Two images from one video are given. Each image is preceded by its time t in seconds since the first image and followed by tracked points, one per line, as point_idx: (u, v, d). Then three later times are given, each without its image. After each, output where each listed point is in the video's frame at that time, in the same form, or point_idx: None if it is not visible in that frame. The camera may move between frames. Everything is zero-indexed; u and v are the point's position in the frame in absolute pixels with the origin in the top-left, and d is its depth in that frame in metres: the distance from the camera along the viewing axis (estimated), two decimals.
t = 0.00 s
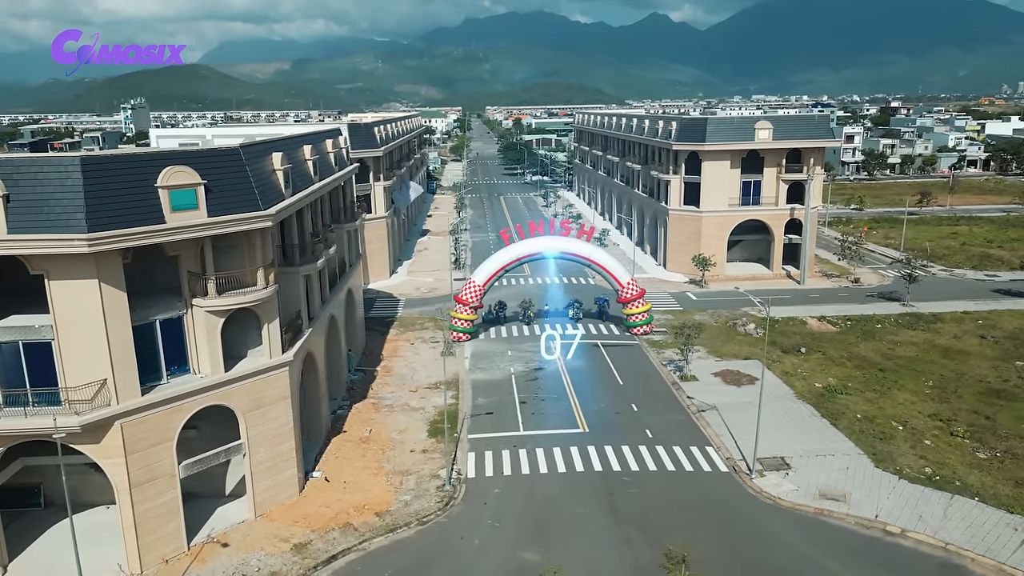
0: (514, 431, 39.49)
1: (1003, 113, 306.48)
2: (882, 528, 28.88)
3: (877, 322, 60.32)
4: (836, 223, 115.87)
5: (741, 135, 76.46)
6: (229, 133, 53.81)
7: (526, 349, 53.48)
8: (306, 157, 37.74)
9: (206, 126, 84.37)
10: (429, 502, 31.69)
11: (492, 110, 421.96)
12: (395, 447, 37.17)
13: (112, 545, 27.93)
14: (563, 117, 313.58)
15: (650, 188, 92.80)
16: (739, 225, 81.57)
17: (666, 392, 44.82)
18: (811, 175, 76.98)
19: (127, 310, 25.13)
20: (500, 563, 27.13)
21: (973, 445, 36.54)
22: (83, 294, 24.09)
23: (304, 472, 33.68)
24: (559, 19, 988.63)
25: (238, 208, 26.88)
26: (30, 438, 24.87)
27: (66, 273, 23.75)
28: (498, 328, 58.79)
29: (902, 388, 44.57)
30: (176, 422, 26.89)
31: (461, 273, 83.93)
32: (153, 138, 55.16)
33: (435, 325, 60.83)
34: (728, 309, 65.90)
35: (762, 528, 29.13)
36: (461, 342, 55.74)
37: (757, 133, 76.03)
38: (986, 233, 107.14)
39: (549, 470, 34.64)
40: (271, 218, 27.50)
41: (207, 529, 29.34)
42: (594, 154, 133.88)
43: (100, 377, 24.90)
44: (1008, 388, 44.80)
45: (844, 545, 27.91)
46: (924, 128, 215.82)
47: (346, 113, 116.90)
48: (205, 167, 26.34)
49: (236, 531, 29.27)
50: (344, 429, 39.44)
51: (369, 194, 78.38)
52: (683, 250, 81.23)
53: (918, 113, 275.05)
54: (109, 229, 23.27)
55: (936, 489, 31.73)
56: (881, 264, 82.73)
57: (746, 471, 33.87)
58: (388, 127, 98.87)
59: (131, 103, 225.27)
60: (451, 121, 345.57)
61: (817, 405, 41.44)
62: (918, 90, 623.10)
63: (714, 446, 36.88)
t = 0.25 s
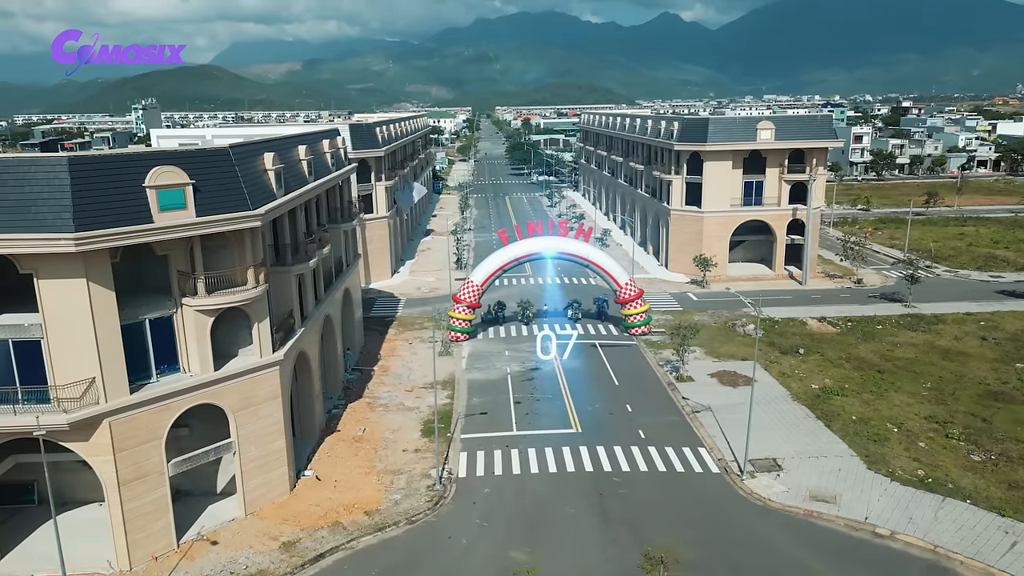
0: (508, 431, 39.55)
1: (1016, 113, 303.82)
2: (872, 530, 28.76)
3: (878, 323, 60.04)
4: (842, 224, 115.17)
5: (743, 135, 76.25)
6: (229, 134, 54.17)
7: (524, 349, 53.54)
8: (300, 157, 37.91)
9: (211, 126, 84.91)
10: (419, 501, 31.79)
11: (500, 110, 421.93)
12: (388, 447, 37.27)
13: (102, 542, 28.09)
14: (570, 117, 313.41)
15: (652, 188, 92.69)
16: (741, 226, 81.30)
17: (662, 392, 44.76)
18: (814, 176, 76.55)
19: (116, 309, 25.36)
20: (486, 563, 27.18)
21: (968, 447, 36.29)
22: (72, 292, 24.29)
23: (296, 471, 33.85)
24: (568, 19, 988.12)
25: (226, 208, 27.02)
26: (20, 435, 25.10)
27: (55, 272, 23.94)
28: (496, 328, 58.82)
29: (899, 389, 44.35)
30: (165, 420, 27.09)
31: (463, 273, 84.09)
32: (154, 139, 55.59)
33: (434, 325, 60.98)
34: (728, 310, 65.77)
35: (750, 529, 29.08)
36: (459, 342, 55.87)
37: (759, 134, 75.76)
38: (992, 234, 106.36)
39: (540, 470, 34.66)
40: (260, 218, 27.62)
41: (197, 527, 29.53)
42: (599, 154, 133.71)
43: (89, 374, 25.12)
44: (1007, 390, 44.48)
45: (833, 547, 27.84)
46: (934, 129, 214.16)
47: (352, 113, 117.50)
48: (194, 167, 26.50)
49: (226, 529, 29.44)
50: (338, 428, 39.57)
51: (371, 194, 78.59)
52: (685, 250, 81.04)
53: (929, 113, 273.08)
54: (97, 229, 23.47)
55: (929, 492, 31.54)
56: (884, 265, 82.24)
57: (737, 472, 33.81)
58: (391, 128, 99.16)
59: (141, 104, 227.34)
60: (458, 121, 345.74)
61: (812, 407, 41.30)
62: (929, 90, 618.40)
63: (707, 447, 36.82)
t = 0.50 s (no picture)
0: (501, 430, 39.60)
1: None
2: (860, 532, 28.64)
3: (878, 324, 59.70)
4: (848, 224, 114.54)
5: (745, 135, 76.00)
6: (228, 134, 54.51)
7: (521, 349, 53.57)
8: (295, 157, 38.16)
9: (214, 126, 85.30)
10: (409, 500, 31.90)
11: (508, 110, 421.64)
12: (381, 446, 37.40)
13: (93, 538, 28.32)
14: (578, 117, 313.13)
15: (655, 188, 92.52)
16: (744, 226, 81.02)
17: (657, 393, 44.70)
18: (816, 176, 76.18)
19: (105, 308, 25.60)
20: (472, 562, 27.24)
21: (963, 449, 36.06)
22: (60, 291, 24.55)
23: (288, 470, 34.04)
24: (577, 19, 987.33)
25: (215, 208, 27.23)
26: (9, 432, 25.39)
27: (43, 271, 24.22)
28: (495, 328, 58.88)
29: (896, 390, 44.13)
30: (155, 418, 27.32)
31: (465, 273, 84.19)
32: (155, 139, 55.98)
33: (433, 325, 61.13)
34: (729, 310, 65.58)
35: (738, 530, 29.04)
36: (457, 342, 55.99)
37: (761, 133, 75.47)
38: (999, 235, 105.47)
39: (531, 470, 34.70)
40: (248, 218, 27.80)
41: (187, 525, 29.73)
42: (604, 154, 133.51)
43: (78, 372, 25.38)
44: (1006, 392, 44.15)
45: (820, 549, 27.75)
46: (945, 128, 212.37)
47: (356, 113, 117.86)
48: (182, 167, 26.70)
49: (216, 526, 29.64)
50: (332, 427, 39.72)
51: (372, 194, 78.78)
52: (687, 250, 80.84)
53: (940, 112, 270.85)
54: (84, 228, 23.70)
55: (920, 494, 31.36)
56: (888, 266, 81.74)
57: (728, 474, 33.74)
58: (395, 128, 99.33)
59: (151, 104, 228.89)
60: (466, 121, 345.93)
61: (807, 408, 41.17)
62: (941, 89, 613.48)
63: (699, 448, 36.77)
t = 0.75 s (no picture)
0: (494, 430, 39.66)
1: None
2: (848, 534, 28.52)
3: (879, 326, 59.34)
4: (853, 225, 113.91)
5: (747, 135, 75.73)
6: (229, 134, 54.88)
7: (518, 349, 53.63)
8: (289, 157, 38.34)
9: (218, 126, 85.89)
10: (399, 499, 32.02)
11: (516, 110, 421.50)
12: (373, 445, 37.56)
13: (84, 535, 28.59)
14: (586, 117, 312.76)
15: (658, 188, 92.37)
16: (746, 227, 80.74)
17: (652, 393, 44.65)
18: (819, 177, 75.80)
19: (95, 307, 25.86)
20: (458, 561, 27.30)
21: (957, 452, 35.83)
22: (50, 291, 24.83)
23: (280, 468, 34.24)
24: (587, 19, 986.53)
25: (204, 208, 27.42)
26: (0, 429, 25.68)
27: (33, 270, 24.50)
28: (494, 328, 58.94)
29: (892, 393, 43.88)
30: (144, 416, 27.55)
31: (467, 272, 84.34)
32: (156, 139, 56.41)
33: (432, 324, 61.30)
34: (729, 311, 65.38)
35: (726, 531, 28.98)
36: (454, 341, 56.12)
37: (763, 134, 75.15)
38: (1007, 236, 104.47)
39: (522, 470, 34.74)
40: (238, 218, 27.99)
41: (177, 522, 29.97)
42: (609, 154, 133.29)
43: (67, 371, 25.66)
44: (1004, 394, 43.80)
45: (808, 550, 27.65)
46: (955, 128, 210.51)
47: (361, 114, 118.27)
48: (171, 167, 26.91)
49: (206, 524, 29.86)
50: (326, 426, 39.93)
51: (374, 194, 78.97)
52: (689, 250, 80.66)
53: (951, 112, 268.52)
54: (73, 228, 23.95)
55: (911, 496, 31.18)
56: (892, 267, 81.20)
57: (719, 474, 33.66)
58: (399, 128, 99.54)
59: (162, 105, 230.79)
60: (475, 121, 346.26)
61: (802, 410, 41.03)
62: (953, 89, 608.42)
63: (691, 449, 36.69)
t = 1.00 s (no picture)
0: (488, 430, 39.71)
1: None
2: (837, 537, 28.40)
3: (881, 327, 58.93)
4: (860, 226, 113.21)
5: (750, 135, 75.42)
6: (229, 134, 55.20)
7: (515, 350, 53.65)
8: (284, 157, 38.53)
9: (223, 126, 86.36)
10: (389, 498, 32.12)
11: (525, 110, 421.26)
12: (366, 444, 37.70)
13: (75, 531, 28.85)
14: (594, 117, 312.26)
15: (661, 189, 92.13)
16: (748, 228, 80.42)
17: (647, 394, 44.58)
18: (822, 177, 75.37)
19: (85, 306, 26.15)
20: (444, 561, 27.37)
21: (951, 455, 35.56)
22: (40, 290, 25.11)
23: (272, 467, 34.44)
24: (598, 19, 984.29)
25: (194, 208, 27.64)
26: None
27: (23, 270, 24.77)
28: (492, 328, 58.98)
29: (890, 395, 43.58)
30: (135, 414, 27.80)
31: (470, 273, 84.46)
32: (158, 139, 56.82)
33: (432, 324, 61.43)
34: (729, 312, 65.13)
35: (713, 533, 28.91)
36: (453, 341, 56.23)
37: (766, 134, 74.82)
38: (1016, 237, 103.43)
39: (513, 470, 34.76)
40: (228, 218, 28.18)
41: (168, 520, 30.21)
42: (615, 154, 133.06)
43: (58, 369, 25.95)
44: (1003, 397, 43.42)
45: (795, 553, 27.55)
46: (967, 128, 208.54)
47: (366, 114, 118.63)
48: (161, 167, 27.14)
49: (197, 522, 30.07)
50: (320, 425, 40.13)
51: (376, 194, 79.17)
52: (691, 251, 80.46)
53: (964, 112, 266.06)
54: (61, 227, 24.21)
55: (903, 499, 30.95)
56: (896, 269, 80.62)
57: (710, 476, 33.56)
58: (403, 128, 99.71)
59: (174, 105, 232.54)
60: (484, 121, 346.41)
61: (797, 411, 40.84)
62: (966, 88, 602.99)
63: (684, 450, 36.58)
